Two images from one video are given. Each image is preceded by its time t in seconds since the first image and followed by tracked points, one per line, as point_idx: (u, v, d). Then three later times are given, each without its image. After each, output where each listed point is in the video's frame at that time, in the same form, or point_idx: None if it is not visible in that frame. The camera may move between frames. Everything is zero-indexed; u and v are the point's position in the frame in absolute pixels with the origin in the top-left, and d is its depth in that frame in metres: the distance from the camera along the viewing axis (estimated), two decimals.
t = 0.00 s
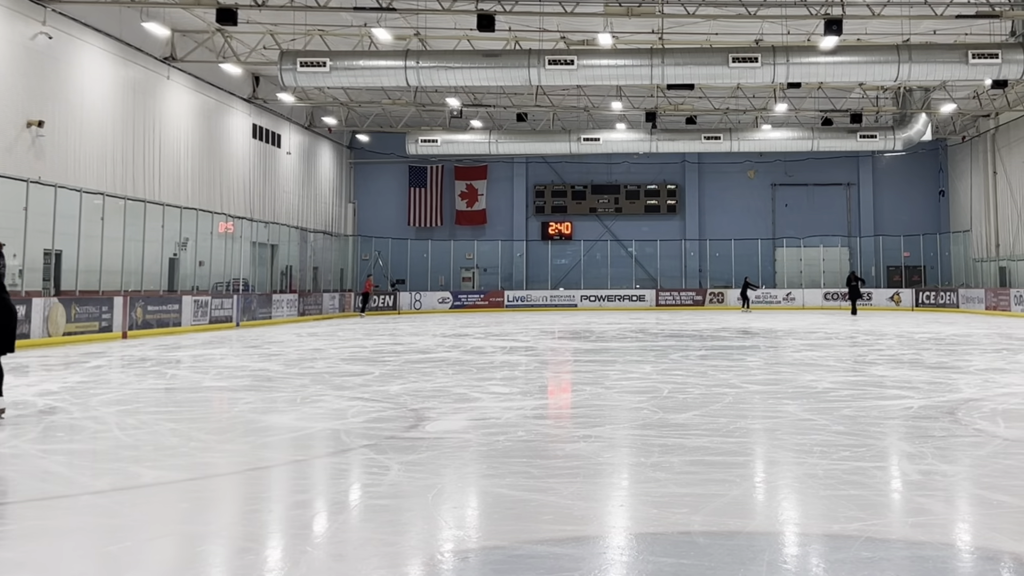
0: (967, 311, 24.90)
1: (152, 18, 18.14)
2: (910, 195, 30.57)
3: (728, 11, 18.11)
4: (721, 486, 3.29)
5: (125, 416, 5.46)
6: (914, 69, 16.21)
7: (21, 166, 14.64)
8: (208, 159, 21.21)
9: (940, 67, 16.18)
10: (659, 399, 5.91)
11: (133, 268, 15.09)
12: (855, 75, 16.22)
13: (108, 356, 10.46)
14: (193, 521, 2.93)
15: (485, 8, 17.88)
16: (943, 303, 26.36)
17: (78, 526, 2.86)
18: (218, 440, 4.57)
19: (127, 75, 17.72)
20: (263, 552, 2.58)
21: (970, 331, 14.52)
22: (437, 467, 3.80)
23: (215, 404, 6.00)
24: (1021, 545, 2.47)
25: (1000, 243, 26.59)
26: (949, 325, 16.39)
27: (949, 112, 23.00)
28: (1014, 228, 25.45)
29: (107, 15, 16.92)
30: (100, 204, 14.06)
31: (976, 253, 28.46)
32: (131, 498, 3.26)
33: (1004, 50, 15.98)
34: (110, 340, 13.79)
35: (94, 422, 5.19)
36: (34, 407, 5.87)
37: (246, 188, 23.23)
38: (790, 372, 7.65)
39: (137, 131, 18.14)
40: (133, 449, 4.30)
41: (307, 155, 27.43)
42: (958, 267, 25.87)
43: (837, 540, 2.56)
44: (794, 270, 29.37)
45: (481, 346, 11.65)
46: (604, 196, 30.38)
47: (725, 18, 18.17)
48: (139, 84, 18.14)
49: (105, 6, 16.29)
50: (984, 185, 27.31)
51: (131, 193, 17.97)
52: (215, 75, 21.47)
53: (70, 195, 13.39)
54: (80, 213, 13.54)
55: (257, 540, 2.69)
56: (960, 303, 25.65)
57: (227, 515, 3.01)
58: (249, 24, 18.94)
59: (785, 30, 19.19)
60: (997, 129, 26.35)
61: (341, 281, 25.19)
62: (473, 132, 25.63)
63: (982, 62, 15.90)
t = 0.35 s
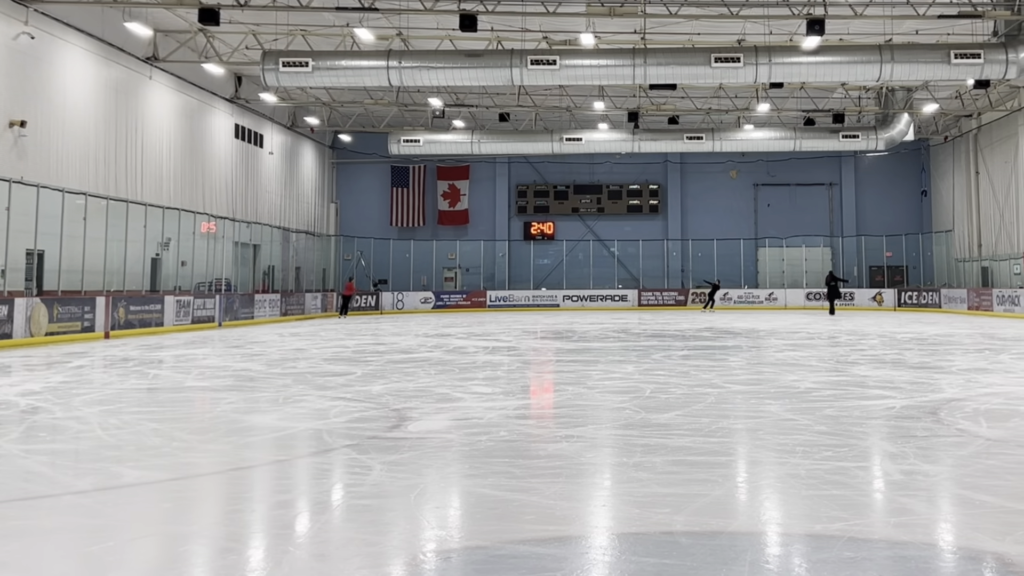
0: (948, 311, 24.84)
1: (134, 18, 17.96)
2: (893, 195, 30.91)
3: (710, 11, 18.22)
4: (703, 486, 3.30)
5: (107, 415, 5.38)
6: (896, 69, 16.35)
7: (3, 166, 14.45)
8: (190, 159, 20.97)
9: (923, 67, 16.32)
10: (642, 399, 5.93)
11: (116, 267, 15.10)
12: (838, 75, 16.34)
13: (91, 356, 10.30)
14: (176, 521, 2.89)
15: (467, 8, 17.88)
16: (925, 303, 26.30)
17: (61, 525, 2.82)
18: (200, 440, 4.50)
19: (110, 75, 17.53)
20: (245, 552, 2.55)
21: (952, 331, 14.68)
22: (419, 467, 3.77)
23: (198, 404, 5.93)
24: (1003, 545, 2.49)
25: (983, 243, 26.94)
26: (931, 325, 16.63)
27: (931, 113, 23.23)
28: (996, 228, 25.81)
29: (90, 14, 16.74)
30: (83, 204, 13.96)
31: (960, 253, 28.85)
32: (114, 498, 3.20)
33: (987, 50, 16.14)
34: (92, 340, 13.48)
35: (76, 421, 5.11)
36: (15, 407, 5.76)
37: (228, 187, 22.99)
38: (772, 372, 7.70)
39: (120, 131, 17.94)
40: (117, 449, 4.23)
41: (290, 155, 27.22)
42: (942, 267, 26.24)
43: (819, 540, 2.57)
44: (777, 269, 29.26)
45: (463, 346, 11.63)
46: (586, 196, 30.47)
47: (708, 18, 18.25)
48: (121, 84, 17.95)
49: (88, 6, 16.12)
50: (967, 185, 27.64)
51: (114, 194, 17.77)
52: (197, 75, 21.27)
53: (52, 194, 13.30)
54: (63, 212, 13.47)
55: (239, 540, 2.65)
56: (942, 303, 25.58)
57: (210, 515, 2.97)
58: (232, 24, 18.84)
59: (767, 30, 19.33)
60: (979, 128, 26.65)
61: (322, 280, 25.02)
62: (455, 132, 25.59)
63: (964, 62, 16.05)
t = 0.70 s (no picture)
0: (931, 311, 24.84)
1: (116, 18, 17.73)
2: (876, 195, 31.21)
3: (692, 11, 18.31)
4: (686, 486, 3.30)
5: (90, 415, 5.29)
6: (879, 68, 16.49)
7: None
8: (172, 159, 20.74)
9: (906, 67, 16.47)
10: (624, 399, 5.94)
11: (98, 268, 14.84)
12: (821, 75, 16.45)
13: (73, 356, 10.13)
14: (158, 521, 2.84)
15: (449, 8, 17.85)
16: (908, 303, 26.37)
17: (42, 526, 2.76)
18: (183, 440, 4.44)
19: (92, 75, 17.29)
20: (227, 552, 2.51)
21: (934, 331, 14.82)
22: (402, 467, 3.74)
23: (181, 404, 5.85)
24: (986, 545, 2.52)
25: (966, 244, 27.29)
26: (913, 325, 16.80)
27: (914, 112, 23.44)
28: (978, 227, 26.17)
29: (73, 14, 16.52)
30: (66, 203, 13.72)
31: (943, 254, 29.20)
32: (96, 499, 3.14)
33: (969, 50, 16.28)
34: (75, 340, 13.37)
35: (58, 421, 5.03)
36: None
37: (210, 187, 22.76)
38: (755, 372, 7.75)
39: (102, 132, 17.70)
40: (99, 449, 4.16)
41: (272, 155, 27.00)
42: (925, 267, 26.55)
43: (802, 540, 2.58)
44: (758, 270, 29.85)
45: (446, 347, 11.58)
46: (569, 196, 30.50)
47: (690, 18, 18.31)
48: (103, 84, 17.72)
49: (71, 6, 15.91)
50: (950, 185, 27.96)
51: (97, 194, 17.54)
52: (179, 75, 21.02)
53: (35, 194, 12.97)
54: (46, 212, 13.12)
55: (221, 540, 2.61)
56: (924, 302, 25.59)
57: (193, 515, 2.92)
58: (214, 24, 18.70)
59: (750, 30, 19.45)
60: (961, 129, 26.95)
61: (304, 280, 24.83)
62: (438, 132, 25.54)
63: (946, 62, 16.21)
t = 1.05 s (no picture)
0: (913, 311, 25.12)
1: (98, 18, 17.49)
2: (859, 194, 31.50)
3: (675, 11, 18.38)
4: (668, 486, 3.31)
5: (72, 415, 5.20)
6: (861, 68, 16.62)
7: None
8: (155, 159, 20.51)
9: (887, 66, 16.61)
10: (607, 399, 5.94)
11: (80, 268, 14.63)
12: (803, 75, 16.56)
13: (54, 356, 9.95)
14: (140, 520, 2.79)
15: (432, 8, 17.81)
16: (889, 302, 26.66)
17: (24, 525, 2.71)
18: (165, 440, 4.38)
19: (73, 75, 17.03)
20: (208, 552, 2.47)
21: (916, 331, 14.96)
22: (384, 467, 3.71)
23: (163, 404, 5.77)
24: (968, 545, 2.54)
25: (948, 243, 27.65)
26: (896, 325, 16.95)
27: (896, 112, 23.67)
28: (960, 226, 26.53)
29: (55, 14, 16.27)
30: (48, 204, 13.68)
31: (925, 254, 29.56)
32: (78, 498, 3.09)
33: (951, 50, 16.45)
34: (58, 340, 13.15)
35: (40, 421, 4.94)
36: None
37: (193, 186, 22.51)
38: (737, 371, 7.78)
39: (83, 132, 17.46)
40: (82, 448, 4.09)
41: (254, 154, 26.76)
42: (907, 266, 26.86)
43: (784, 540, 2.59)
44: (741, 269, 29.55)
45: (429, 347, 11.52)
46: (551, 196, 30.48)
47: (672, 19, 18.37)
48: (85, 83, 17.48)
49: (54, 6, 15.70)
50: (932, 185, 28.28)
51: (79, 193, 17.30)
52: (162, 75, 20.78)
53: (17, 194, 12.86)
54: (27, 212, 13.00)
55: (203, 540, 2.57)
56: (906, 302, 25.81)
57: (175, 515, 2.87)
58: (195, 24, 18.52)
59: (731, 30, 19.55)
60: (944, 129, 27.27)
61: (287, 279, 24.65)
62: (419, 132, 25.46)
63: (929, 62, 16.39)
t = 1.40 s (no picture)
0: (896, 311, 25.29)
1: (81, 18, 17.23)
2: (840, 194, 31.84)
3: (658, 11, 18.45)
4: (650, 486, 3.31)
5: (53, 415, 5.11)
6: (843, 68, 16.76)
7: None
8: (138, 159, 20.27)
9: (870, 66, 16.77)
10: (589, 399, 5.94)
11: (63, 268, 14.40)
12: (786, 75, 16.68)
13: (36, 356, 9.77)
14: (122, 520, 2.74)
15: (414, 8, 17.77)
16: (872, 302, 26.81)
17: (6, 526, 2.65)
18: (147, 440, 4.31)
19: (56, 75, 16.78)
20: (190, 551, 2.44)
21: (898, 331, 15.10)
22: (366, 467, 3.68)
23: (145, 404, 5.68)
24: (950, 544, 2.56)
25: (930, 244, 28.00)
26: (879, 324, 17.08)
27: (877, 113, 23.96)
28: (942, 226, 26.86)
29: (38, 13, 16.01)
30: (31, 204, 13.46)
31: (908, 253, 29.86)
32: (61, 498, 3.03)
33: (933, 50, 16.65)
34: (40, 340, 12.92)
35: (21, 421, 4.85)
36: None
37: (175, 186, 22.27)
38: (719, 371, 7.82)
39: (66, 133, 17.22)
40: (63, 448, 4.02)
41: (236, 154, 26.50)
42: (889, 266, 27.13)
43: (767, 539, 2.60)
44: (723, 267, 30.05)
45: (411, 347, 11.47)
46: (534, 196, 30.61)
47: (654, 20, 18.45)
48: (68, 84, 17.23)
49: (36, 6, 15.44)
50: (915, 184, 28.62)
51: (61, 193, 17.06)
52: (144, 74, 20.54)
53: None
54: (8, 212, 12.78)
55: (186, 540, 2.54)
56: (888, 302, 26.06)
57: (158, 515, 2.83)
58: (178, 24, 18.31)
59: (713, 30, 19.66)
60: (926, 129, 27.64)
61: (269, 279, 24.48)
62: (402, 131, 25.33)
63: (911, 62, 16.59)
